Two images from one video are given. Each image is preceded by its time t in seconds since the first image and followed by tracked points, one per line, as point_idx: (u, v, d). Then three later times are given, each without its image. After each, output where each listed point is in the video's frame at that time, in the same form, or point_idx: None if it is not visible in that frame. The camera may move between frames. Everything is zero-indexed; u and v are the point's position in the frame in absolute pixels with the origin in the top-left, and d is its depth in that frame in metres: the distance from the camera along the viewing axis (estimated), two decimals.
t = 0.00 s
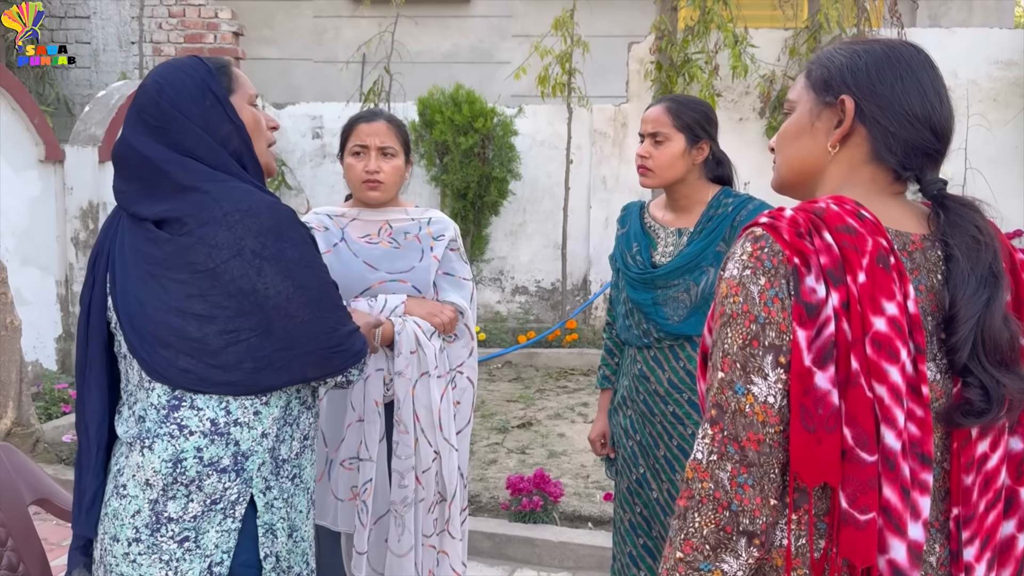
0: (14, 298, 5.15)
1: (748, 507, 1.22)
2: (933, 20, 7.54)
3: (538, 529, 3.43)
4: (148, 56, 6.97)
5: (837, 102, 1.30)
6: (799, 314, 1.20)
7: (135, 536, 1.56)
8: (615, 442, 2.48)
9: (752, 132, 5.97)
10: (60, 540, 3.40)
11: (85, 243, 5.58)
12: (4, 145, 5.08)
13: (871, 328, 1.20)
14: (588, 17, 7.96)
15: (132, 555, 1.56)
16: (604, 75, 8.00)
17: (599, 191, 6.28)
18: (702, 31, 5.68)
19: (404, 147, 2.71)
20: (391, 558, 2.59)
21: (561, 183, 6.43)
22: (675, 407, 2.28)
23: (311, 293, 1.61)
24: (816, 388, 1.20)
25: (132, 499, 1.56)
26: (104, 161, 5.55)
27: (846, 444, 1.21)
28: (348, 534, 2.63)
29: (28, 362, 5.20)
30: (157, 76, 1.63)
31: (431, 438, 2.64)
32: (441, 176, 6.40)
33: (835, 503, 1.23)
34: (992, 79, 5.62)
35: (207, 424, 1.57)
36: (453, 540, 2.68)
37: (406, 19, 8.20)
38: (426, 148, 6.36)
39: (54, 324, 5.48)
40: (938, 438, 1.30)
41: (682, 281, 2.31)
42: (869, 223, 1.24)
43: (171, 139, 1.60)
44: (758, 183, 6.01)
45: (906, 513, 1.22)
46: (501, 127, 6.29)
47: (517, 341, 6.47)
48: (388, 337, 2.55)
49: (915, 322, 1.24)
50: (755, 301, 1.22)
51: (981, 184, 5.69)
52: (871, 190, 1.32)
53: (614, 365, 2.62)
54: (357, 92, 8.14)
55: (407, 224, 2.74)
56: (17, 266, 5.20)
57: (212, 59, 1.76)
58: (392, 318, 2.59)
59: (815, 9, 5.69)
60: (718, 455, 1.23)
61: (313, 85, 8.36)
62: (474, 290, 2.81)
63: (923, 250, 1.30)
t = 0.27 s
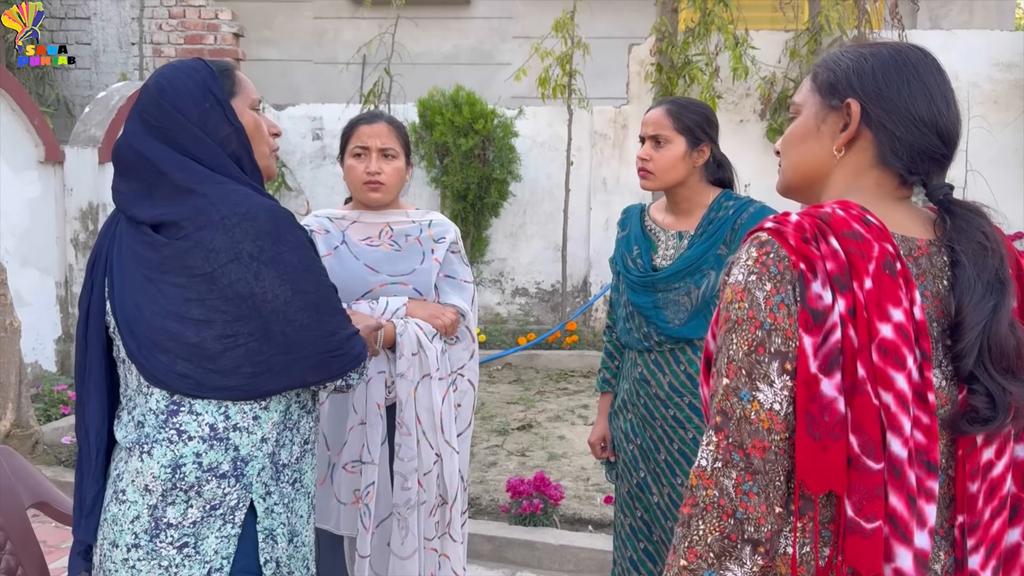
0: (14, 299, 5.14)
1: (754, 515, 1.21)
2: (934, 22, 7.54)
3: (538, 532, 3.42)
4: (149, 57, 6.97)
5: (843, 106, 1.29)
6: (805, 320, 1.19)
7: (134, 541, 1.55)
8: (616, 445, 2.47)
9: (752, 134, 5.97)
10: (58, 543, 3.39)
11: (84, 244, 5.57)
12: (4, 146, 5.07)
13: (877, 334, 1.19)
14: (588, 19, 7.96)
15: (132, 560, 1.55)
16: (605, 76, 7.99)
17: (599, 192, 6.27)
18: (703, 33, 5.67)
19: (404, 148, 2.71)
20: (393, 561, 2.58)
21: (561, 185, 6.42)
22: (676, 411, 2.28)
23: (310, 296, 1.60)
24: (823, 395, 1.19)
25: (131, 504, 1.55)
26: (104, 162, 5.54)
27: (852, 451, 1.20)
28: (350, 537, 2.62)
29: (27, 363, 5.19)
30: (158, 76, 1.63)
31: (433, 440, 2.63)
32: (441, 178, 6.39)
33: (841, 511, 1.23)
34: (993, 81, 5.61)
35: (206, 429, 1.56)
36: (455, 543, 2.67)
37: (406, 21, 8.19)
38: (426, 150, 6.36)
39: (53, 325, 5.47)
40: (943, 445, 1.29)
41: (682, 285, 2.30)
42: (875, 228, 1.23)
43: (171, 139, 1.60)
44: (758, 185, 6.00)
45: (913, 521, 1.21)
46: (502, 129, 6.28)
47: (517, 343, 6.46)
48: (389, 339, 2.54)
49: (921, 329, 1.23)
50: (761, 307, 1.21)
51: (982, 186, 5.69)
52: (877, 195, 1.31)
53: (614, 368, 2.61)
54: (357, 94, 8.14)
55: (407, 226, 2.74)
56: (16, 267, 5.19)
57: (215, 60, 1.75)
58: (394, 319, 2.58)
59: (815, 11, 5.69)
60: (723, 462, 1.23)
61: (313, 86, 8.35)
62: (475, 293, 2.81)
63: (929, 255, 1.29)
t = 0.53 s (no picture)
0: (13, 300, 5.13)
1: (758, 519, 1.20)
2: (935, 24, 7.53)
3: (538, 535, 3.40)
4: (149, 58, 6.96)
5: (850, 105, 1.27)
6: (811, 322, 1.18)
7: (131, 545, 1.53)
8: (617, 448, 2.46)
9: (753, 136, 5.95)
10: (56, 545, 3.37)
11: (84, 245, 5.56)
12: (4, 147, 5.06)
13: (885, 337, 1.18)
14: (589, 21, 7.95)
15: (129, 564, 1.54)
16: (605, 78, 7.98)
17: (600, 194, 6.25)
18: (704, 34, 5.66)
19: (404, 149, 2.70)
20: (393, 564, 2.57)
21: (562, 186, 6.41)
22: (677, 413, 2.26)
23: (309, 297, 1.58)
24: (829, 398, 1.17)
25: (129, 508, 1.54)
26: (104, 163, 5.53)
27: (859, 456, 1.19)
28: (350, 540, 2.60)
29: (26, 364, 5.17)
30: (150, 77, 1.60)
31: (434, 443, 2.62)
32: (441, 179, 6.38)
33: (848, 516, 1.21)
34: (994, 83, 5.60)
35: (203, 432, 1.54)
36: (456, 546, 2.65)
37: (407, 22, 8.18)
38: (427, 151, 6.34)
39: (52, 327, 5.45)
40: (952, 449, 1.27)
41: (683, 286, 2.28)
42: (883, 229, 1.21)
43: (166, 143, 1.58)
44: (759, 187, 5.99)
45: (920, 526, 1.20)
46: (503, 130, 6.27)
47: (517, 344, 6.44)
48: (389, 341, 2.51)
49: (930, 331, 1.21)
50: (766, 309, 1.20)
51: (983, 188, 5.67)
52: (884, 196, 1.29)
53: (614, 370, 2.59)
54: (357, 95, 8.12)
55: (407, 227, 2.72)
56: (15, 268, 5.18)
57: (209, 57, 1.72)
58: (393, 321, 2.56)
59: (817, 13, 5.68)
60: (727, 466, 1.22)
61: (314, 88, 8.34)
62: (475, 294, 2.79)
63: (938, 257, 1.27)
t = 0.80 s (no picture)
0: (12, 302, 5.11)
1: (760, 526, 1.19)
2: (936, 26, 7.52)
3: (538, 538, 3.38)
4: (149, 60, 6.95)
5: (856, 106, 1.26)
6: (815, 327, 1.16)
7: (127, 552, 1.52)
8: (617, 452, 2.44)
9: (754, 137, 5.94)
10: (54, 548, 3.35)
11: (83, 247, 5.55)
12: (3, 148, 5.05)
13: (890, 341, 1.16)
14: (590, 22, 7.94)
15: (125, 571, 1.52)
16: (606, 80, 7.97)
17: (600, 195, 6.23)
18: (704, 35, 5.65)
19: (404, 151, 2.68)
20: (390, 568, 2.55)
21: (562, 188, 6.39)
22: (678, 417, 2.24)
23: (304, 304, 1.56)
24: (833, 404, 1.16)
25: (125, 514, 1.52)
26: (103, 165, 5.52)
27: (863, 462, 1.17)
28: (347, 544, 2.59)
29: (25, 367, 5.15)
30: (137, 81, 1.57)
31: (431, 447, 2.60)
32: (441, 181, 6.36)
33: (851, 524, 1.19)
34: (996, 84, 5.58)
35: (201, 437, 1.52)
36: (454, 551, 2.62)
37: (407, 24, 8.18)
38: (427, 153, 6.33)
39: (51, 329, 5.44)
40: (959, 456, 1.26)
41: (683, 289, 2.27)
42: (888, 232, 1.19)
43: (158, 148, 1.55)
44: (760, 189, 5.97)
45: (925, 535, 1.18)
46: (503, 132, 6.25)
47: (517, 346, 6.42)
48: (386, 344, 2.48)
49: (936, 336, 1.19)
50: (769, 313, 1.18)
51: (985, 190, 5.66)
52: (891, 199, 1.28)
53: (614, 373, 2.58)
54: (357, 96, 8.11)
55: (406, 229, 2.71)
56: (14, 270, 5.17)
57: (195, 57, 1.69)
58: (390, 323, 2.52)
59: (818, 14, 5.66)
60: (729, 472, 1.20)
61: (314, 89, 8.33)
62: (475, 296, 2.77)
63: (944, 261, 1.26)
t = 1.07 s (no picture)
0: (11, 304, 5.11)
1: (761, 531, 1.18)
2: (936, 28, 7.51)
3: (538, 541, 3.37)
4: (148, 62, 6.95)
5: (859, 108, 1.25)
6: (817, 330, 1.15)
7: (120, 554, 1.51)
8: (617, 455, 2.43)
9: (754, 140, 5.93)
10: (52, 551, 3.35)
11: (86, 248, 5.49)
12: (3, 150, 5.05)
13: (893, 346, 1.15)
14: (590, 24, 7.94)
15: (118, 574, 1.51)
16: (605, 82, 7.97)
17: (600, 198, 6.23)
18: (704, 38, 5.64)
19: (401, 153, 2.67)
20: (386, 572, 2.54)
21: (562, 190, 6.39)
22: (677, 420, 2.23)
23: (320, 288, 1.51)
24: (835, 408, 1.15)
25: (118, 516, 1.51)
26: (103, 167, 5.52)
27: (865, 468, 1.16)
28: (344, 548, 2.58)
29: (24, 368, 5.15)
30: (123, 91, 1.55)
31: (429, 450, 2.58)
32: (441, 182, 6.35)
33: (853, 529, 1.18)
34: (996, 87, 5.58)
35: (197, 438, 1.52)
36: (450, 555, 2.61)
37: (407, 25, 8.17)
38: (427, 155, 6.32)
39: (51, 331, 5.44)
40: (962, 461, 1.25)
41: (683, 292, 2.27)
42: (891, 235, 1.19)
43: (154, 159, 1.54)
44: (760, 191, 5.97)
45: (928, 541, 1.17)
46: (503, 134, 6.25)
47: (517, 348, 6.42)
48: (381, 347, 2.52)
49: (939, 340, 1.19)
50: (771, 316, 1.17)
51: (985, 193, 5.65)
52: (894, 201, 1.27)
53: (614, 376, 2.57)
54: (357, 98, 8.11)
55: (404, 231, 2.70)
56: (14, 272, 5.16)
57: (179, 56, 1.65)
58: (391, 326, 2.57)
59: (818, 16, 5.66)
60: (730, 476, 1.19)
61: (313, 91, 8.33)
62: (474, 299, 2.76)
63: (948, 264, 1.25)
